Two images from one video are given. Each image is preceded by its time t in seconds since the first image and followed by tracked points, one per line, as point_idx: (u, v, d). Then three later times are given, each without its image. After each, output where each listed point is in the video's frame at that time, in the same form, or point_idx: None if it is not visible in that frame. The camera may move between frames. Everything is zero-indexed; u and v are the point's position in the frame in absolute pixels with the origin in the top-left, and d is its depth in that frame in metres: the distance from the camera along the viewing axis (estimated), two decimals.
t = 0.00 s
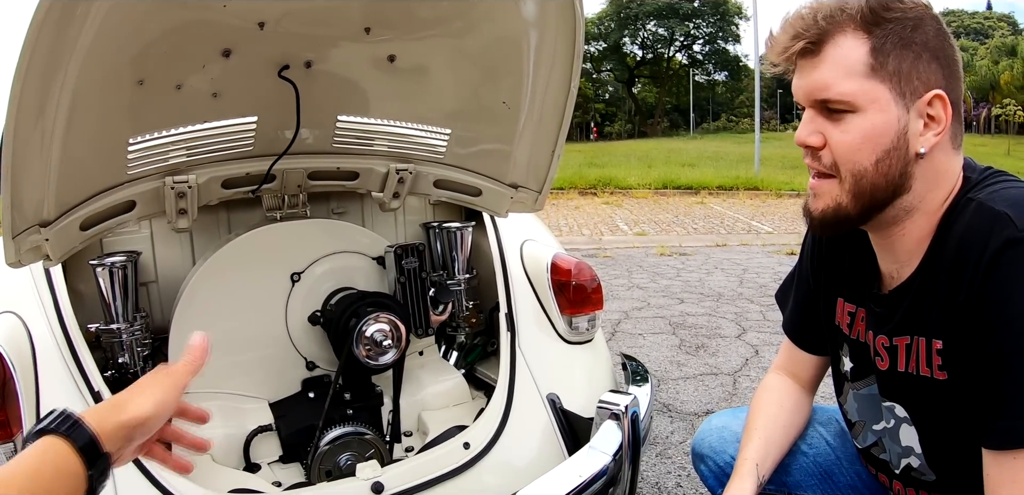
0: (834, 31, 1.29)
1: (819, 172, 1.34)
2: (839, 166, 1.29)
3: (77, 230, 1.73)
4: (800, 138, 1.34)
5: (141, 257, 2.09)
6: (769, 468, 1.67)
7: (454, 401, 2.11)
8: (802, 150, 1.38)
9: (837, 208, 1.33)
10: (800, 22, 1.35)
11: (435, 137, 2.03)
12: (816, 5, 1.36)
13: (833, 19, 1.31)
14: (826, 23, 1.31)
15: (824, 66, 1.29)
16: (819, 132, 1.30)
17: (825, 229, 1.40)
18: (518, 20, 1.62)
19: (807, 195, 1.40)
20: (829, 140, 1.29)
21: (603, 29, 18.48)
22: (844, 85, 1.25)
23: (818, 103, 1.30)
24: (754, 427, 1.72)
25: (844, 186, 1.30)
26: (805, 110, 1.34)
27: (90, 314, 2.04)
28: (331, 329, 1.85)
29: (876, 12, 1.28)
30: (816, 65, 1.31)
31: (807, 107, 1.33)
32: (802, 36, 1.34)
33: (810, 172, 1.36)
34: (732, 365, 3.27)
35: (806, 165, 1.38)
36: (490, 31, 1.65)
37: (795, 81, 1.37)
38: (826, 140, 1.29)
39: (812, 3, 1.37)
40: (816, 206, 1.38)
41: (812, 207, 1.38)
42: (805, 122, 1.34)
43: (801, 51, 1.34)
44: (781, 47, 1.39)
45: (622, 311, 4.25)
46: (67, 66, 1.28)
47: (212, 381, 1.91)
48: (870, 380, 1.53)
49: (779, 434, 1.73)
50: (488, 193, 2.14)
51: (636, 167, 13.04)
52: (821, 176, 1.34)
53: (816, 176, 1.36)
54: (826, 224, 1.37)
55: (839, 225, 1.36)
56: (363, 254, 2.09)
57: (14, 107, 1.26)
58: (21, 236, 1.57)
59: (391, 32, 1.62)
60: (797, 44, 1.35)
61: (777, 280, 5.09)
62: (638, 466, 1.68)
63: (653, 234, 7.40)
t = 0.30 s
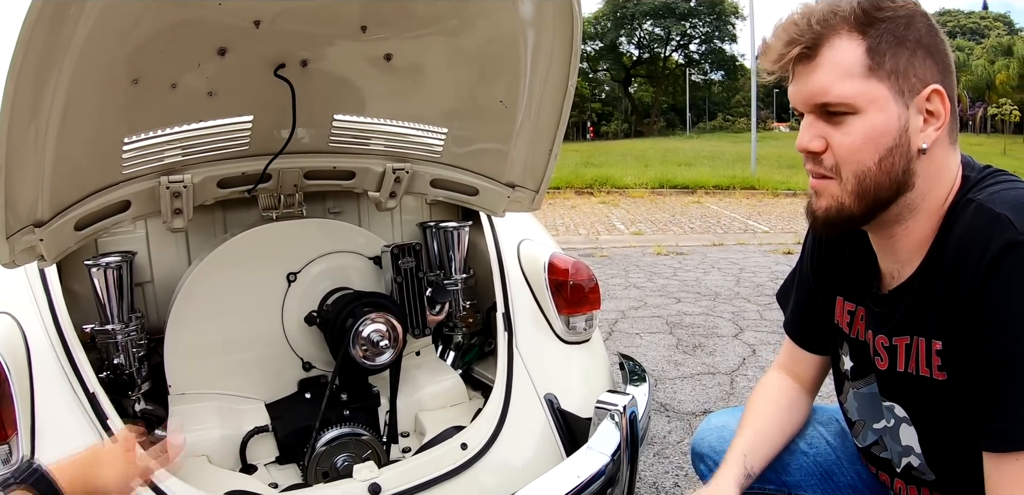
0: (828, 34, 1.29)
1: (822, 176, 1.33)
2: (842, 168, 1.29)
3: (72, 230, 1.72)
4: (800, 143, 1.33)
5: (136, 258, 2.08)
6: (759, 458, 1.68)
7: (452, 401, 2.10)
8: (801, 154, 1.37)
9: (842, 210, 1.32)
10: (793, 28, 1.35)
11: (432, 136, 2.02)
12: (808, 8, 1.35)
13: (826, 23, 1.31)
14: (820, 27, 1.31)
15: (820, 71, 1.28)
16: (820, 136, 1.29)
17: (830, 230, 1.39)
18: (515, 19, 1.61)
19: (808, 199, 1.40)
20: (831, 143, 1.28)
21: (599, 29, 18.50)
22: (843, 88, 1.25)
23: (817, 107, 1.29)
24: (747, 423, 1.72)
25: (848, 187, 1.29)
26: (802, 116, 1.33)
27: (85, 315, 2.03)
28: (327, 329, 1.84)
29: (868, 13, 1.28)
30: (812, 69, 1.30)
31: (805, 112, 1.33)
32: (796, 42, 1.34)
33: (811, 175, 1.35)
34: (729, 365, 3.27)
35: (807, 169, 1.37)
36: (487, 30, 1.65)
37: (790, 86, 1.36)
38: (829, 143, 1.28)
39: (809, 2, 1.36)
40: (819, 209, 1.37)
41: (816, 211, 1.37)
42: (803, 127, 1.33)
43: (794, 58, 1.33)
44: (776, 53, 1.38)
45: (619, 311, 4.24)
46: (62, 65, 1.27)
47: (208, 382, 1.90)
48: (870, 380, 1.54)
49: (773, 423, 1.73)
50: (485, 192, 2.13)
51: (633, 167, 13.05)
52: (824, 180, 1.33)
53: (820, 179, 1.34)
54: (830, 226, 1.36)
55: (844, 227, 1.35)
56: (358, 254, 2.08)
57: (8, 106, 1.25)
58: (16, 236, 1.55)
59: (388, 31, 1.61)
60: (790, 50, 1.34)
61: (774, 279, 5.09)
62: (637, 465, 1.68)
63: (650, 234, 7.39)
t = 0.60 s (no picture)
0: (846, 23, 1.24)
1: (858, 172, 1.24)
2: (883, 159, 1.21)
3: (68, 234, 1.72)
4: (833, 140, 1.24)
5: (134, 261, 2.08)
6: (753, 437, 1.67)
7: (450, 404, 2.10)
8: (826, 154, 1.28)
9: (885, 204, 1.25)
10: (804, 22, 1.29)
11: (430, 139, 2.02)
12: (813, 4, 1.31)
13: (839, 14, 1.26)
14: (835, 19, 1.26)
15: (846, 61, 1.22)
16: (857, 128, 1.21)
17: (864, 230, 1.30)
18: (514, 21, 1.61)
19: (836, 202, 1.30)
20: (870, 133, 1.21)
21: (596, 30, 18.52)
22: (876, 75, 1.20)
23: (849, 98, 1.22)
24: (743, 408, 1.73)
25: (890, 179, 1.23)
26: (828, 111, 1.25)
27: (82, 319, 2.03)
28: (325, 333, 1.84)
29: (877, 5, 1.27)
30: (836, 61, 1.23)
31: (831, 107, 1.25)
32: (809, 36, 1.27)
33: (842, 175, 1.26)
34: (727, 366, 3.28)
35: (834, 169, 1.27)
36: (485, 32, 1.65)
37: (808, 80, 1.28)
38: (867, 133, 1.20)
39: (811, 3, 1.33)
40: (854, 209, 1.27)
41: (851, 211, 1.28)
42: (832, 123, 1.24)
43: (812, 50, 1.26)
44: (787, 50, 1.30)
45: (617, 312, 4.25)
46: (57, 68, 1.26)
47: (205, 387, 1.89)
48: (869, 384, 1.55)
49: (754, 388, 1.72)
50: (482, 194, 2.13)
51: (630, 167, 13.06)
52: (862, 176, 1.24)
53: (852, 175, 1.25)
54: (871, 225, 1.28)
55: (885, 223, 1.27)
56: (355, 257, 2.08)
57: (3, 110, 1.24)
58: (13, 241, 1.54)
59: (385, 33, 1.61)
60: (806, 44, 1.27)
61: (771, 280, 5.10)
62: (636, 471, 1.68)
63: (647, 235, 7.40)
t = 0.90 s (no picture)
0: (840, 30, 1.25)
1: (876, 175, 1.23)
2: (898, 158, 1.21)
3: (66, 236, 1.71)
4: (846, 145, 1.22)
5: (132, 264, 2.07)
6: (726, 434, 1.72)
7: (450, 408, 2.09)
8: (838, 162, 1.26)
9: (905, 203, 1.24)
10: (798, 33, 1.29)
11: (430, 141, 2.02)
12: (802, 17, 1.32)
13: (831, 23, 1.27)
14: (828, 27, 1.27)
15: (847, 66, 1.23)
16: (869, 130, 1.21)
17: (887, 235, 1.27)
18: (515, 23, 1.60)
19: (854, 210, 1.27)
20: (883, 134, 1.20)
21: (594, 32, 18.55)
22: (877, 76, 1.21)
23: (855, 101, 1.22)
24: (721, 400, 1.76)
25: (908, 177, 1.22)
26: (835, 117, 1.24)
27: (80, 322, 2.02)
28: (324, 337, 1.83)
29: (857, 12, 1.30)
30: (836, 66, 1.23)
31: (839, 113, 1.23)
32: (806, 47, 1.27)
33: (858, 181, 1.24)
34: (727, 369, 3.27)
35: (849, 176, 1.25)
36: (486, 34, 1.64)
37: (809, 88, 1.27)
38: (879, 134, 1.20)
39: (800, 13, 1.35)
40: (874, 214, 1.25)
41: (872, 217, 1.26)
42: (842, 128, 1.23)
43: (812, 58, 1.26)
44: (786, 62, 1.30)
45: (616, 314, 4.24)
46: (56, 69, 1.26)
47: (204, 389, 1.88)
48: (872, 385, 1.53)
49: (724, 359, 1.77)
50: (482, 197, 2.13)
51: (627, 170, 13.06)
52: (879, 178, 1.23)
53: (868, 180, 1.24)
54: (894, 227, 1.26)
55: (907, 226, 1.26)
56: (354, 260, 2.07)
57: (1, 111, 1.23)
58: (8, 243, 1.57)
59: (386, 35, 1.61)
60: (804, 54, 1.27)
61: (770, 282, 5.09)
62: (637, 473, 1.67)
63: (645, 237, 7.40)
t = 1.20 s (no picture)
0: (833, 45, 1.26)
1: (867, 193, 1.24)
2: (888, 177, 1.22)
3: (63, 244, 1.71)
4: (838, 163, 1.23)
5: (129, 270, 2.07)
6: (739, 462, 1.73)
7: (446, 413, 2.09)
8: (830, 179, 1.26)
9: (895, 221, 1.24)
10: (792, 47, 1.30)
11: (426, 148, 2.03)
12: (795, 32, 1.33)
13: (824, 38, 1.28)
14: (821, 42, 1.27)
15: (840, 83, 1.24)
16: (861, 148, 1.21)
17: (876, 253, 1.28)
18: (511, 30, 1.61)
19: (844, 227, 1.28)
20: (875, 152, 1.21)
21: (591, 35, 18.58)
22: (870, 94, 1.22)
23: (848, 118, 1.22)
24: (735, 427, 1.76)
25: (898, 196, 1.23)
26: (827, 134, 1.24)
27: (77, 328, 2.02)
28: (321, 344, 1.84)
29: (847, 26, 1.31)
30: (830, 83, 1.24)
31: (831, 129, 1.24)
32: (800, 61, 1.27)
33: (849, 198, 1.25)
34: (723, 373, 3.27)
35: (840, 193, 1.26)
36: (482, 42, 1.65)
37: (801, 105, 1.27)
38: (872, 152, 1.21)
39: (792, 27, 1.35)
40: (864, 231, 1.26)
41: (862, 235, 1.26)
42: (834, 145, 1.24)
43: (805, 75, 1.26)
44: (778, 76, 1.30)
45: (612, 319, 4.25)
46: (53, 78, 1.26)
47: (201, 396, 1.88)
48: (864, 395, 1.54)
49: (732, 423, 1.81)
50: (478, 203, 2.14)
51: (625, 173, 13.07)
52: (869, 196, 1.23)
53: (859, 198, 1.24)
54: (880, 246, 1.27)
55: (896, 244, 1.27)
56: (350, 266, 2.07)
57: None
58: (5, 250, 1.55)
59: (382, 43, 1.61)
60: (797, 70, 1.27)
61: (767, 285, 5.10)
62: (633, 481, 1.67)
63: (642, 240, 7.41)
